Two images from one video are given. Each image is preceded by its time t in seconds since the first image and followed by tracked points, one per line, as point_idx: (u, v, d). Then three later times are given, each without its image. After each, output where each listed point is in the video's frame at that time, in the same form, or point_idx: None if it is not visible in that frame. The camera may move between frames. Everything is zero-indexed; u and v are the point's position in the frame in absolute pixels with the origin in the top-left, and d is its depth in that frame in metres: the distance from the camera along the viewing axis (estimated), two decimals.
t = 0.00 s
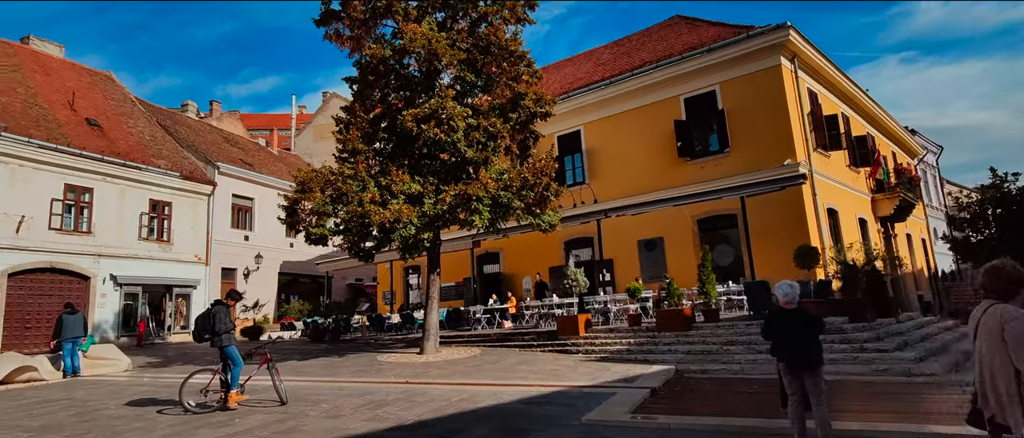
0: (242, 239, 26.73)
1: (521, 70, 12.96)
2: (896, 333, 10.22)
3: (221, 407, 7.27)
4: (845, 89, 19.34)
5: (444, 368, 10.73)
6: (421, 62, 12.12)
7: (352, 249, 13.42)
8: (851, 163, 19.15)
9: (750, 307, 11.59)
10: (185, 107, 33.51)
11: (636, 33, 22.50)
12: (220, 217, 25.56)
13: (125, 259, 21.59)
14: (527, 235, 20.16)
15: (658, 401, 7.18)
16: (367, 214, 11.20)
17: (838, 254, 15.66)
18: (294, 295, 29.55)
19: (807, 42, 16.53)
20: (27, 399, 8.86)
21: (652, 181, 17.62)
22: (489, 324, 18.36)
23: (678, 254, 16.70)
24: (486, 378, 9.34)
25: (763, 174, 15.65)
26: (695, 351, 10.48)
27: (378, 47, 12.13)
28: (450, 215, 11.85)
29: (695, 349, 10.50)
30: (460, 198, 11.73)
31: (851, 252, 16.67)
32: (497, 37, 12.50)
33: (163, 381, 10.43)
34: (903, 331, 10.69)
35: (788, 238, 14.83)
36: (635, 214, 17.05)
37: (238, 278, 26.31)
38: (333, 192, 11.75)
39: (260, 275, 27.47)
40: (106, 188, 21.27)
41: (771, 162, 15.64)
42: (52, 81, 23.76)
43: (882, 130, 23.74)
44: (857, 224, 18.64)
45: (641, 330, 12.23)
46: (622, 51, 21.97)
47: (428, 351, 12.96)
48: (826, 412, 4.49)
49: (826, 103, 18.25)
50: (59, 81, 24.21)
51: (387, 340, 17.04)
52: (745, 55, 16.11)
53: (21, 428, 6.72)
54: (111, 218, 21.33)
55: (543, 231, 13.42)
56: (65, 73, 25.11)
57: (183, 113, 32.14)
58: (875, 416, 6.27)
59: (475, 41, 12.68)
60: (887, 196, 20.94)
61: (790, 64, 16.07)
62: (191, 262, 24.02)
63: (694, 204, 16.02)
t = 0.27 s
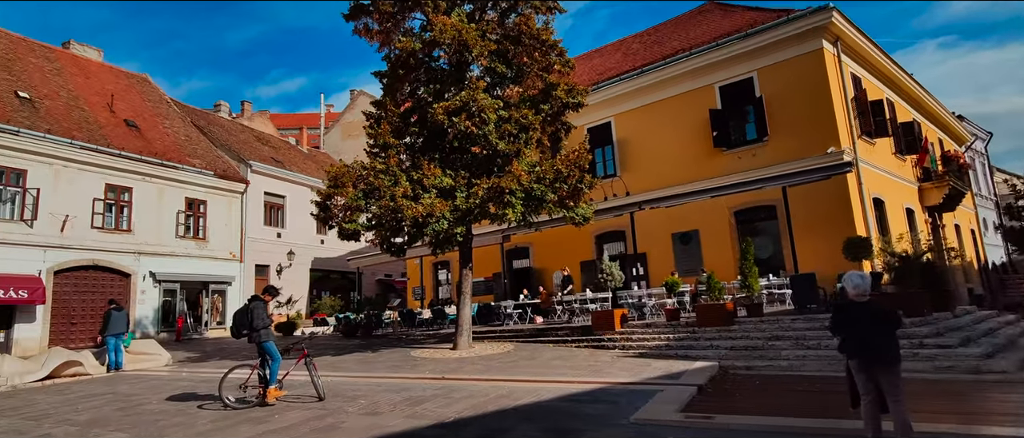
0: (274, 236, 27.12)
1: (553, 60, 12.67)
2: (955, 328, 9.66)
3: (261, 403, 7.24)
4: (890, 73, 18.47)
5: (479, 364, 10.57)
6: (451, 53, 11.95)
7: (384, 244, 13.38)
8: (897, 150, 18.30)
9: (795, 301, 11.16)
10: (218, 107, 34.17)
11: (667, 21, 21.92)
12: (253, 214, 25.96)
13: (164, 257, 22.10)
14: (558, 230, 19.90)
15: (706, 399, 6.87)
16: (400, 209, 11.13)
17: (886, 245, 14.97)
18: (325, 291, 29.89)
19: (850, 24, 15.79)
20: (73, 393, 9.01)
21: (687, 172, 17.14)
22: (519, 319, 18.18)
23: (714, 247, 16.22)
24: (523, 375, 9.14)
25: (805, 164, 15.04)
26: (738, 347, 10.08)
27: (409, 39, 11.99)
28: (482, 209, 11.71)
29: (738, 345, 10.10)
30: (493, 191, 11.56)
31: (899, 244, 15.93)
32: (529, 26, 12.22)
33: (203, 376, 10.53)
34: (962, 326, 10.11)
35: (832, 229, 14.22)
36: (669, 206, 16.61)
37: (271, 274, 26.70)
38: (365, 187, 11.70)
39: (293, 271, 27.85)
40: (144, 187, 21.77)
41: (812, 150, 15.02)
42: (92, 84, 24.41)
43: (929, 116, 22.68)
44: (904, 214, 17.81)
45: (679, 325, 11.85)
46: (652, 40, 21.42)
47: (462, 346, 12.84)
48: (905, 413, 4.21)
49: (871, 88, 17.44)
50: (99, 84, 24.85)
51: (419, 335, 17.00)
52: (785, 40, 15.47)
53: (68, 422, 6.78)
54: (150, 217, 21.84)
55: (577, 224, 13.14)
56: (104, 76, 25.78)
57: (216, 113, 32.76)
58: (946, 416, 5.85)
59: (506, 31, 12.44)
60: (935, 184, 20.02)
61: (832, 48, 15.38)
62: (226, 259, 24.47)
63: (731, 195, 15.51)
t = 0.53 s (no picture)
0: (303, 234, 27.36)
1: (584, 51, 12.34)
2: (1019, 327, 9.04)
3: (294, 402, 7.13)
4: (936, 58, 17.56)
5: (511, 363, 10.33)
6: (480, 46, 11.72)
7: (413, 242, 13.26)
8: (944, 140, 17.42)
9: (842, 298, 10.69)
10: (247, 108, 34.68)
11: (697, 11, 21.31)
12: (282, 213, 26.21)
13: (197, 255, 22.46)
14: (586, 226, 19.55)
15: (756, 402, 6.51)
16: (430, 206, 11.00)
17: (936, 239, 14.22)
18: (353, 289, 30.08)
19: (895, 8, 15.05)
20: (110, 391, 9.07)
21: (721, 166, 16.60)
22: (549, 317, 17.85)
23: (750, 243, 15.71)
24: (558, 375, 8.87)
25: (847, 154, 14.38)
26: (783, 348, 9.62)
27: (436, 33, 11.83)
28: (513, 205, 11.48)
29: (782, 345, 9.64)
30: (523, 186, 11.32)
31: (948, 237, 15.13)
32: (558, 17, 11.90)
33: (236, 374, 10.53)
34: None
35: (878, 222, 13.56)
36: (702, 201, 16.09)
37: (300, 272, 26.95)
38: (394, 183, 11.56)
39: (321, 269, 28.07)
40: (177, 187, 22.15)
41: (856, 141, 14.34)
42: (127, 87, 24.93)
43: (977, 104, 21.58)
44: (952, 207, 16.95)
45: (717, 324, 11.39)
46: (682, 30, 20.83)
47: (492, 345, 12.63)
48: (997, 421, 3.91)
49: (916, 75, 16.60)
50: (133, 87, 25.37)
51: (448, 333, 16.87)
52: (825, 26, 14.82)
53: (105, 420, 6.77)
54: (184, 217, 22.23)
55: (609, 220, 12.80)
56: (138, 79, 26.32)
57: (246, 114, 33.24)
58: None
59: (534, 23, 12.14)
60: (986, 175, 19.18)
61: (877, 33, 14.68)
62: (257, 257, 24.78)
63: (768, 188, 14.94)
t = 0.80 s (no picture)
0: (327, 233, 27.47)
1: (613, 42, 12.00)
2: None
3: (324, 403, 6.97)
4: (980, 45, 16.78)
5: (541, 363, 10.07)
6: (506, 39, 11.47)
7: (439, 239, 13.10)
8: (989, 130, 16.66)
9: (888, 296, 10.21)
10: (271, 109, 35.02)
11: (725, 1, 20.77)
12: (306, 213, 26.34)
13: (223, 254, 22.69)
14: (612, 222, 19.19)
15: (808, 404, 6.16)
16: (457, 202, 10.81)
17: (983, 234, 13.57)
18: (377, 287, 30.13)
19: None
20: (141, 389, 9.06)
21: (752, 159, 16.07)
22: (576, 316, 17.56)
23: (783, 239, 15.22)
24: (592, 375, 8.60)
25: (887, 145, 13.76)
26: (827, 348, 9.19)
27: (461, 27, 11.64)
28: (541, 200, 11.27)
29: (827, 345, 9.21)
30: (552, 181, 11.08)
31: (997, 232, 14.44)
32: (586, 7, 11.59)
33: (264, 372, 10.47)
34: None
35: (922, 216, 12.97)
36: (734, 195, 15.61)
37: (324, 271, 27.07)
38: (421, 179, 11.41)
39: (345, 268, 28.16)
40: (204, 187, 22.39)
41: (897, 131, 13.72)
42: (155, 89, 25.30)
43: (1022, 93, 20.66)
44: (999, 201, 16.18)
45: (755, 322, 10.97)
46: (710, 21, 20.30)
47: (520, 344, 12.40)
48: None
49: (960, 62, 15.87)
50: (161, 88, 25.75)
51: (473, 332, 16.69)
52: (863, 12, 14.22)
53: (136, 420, 6.70)
54: (210, 216, 22.46)
55: (640, 216, 12.47)
56: (165, 81, 26.72)
57: (270, 114, 33.56)
58: None
59: (562, 14, 11.87)
60: None
61: (919, 19, 14.02)
62: (282, 256, 24.94)
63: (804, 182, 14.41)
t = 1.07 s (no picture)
0: (348, 231, 27.52)
1: (641, 31, 11.64)
2: None
3: (354, 403, 6.81)
4: None
5: (571, 362, 9.79)
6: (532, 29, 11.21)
7: (463, 236, 12.92)
8: None
9: (935, 292, 9.74)
10: (292, 108, 35.24)
11: None
12: (328, 211, 26.41)
13: (248, 253, 22.86)
14: (637, 218, 18.80)
15: (863, 408, 5.80)
16: (483, 197, 10.58)
17: None
18: (398, 285, 30.13)
19: None
20: (170, 388, 9.02)
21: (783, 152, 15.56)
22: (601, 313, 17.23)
23: (818, 233, 14.71)
24: (626, 374, 8.31)
25: (929, 135, 13.15)
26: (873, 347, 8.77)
27: (485, 18, 11.39)
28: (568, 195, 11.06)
29: (872, 344, 8.78)
30: (580, 176, 10.84)
31: None
32: None
33: (291, 371, 10.39)
34: None
35: (968, 208, 12.37)
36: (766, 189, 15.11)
37: (347, 268, 27.15)
38: (446, 175, 11.23)
39: (367, 265, 28.19)
40: (228, 186, 22.56)
41: (940, 120, 13.10)
42: (179, 89, 25.59)
43: None
44: None
45: (793, 320, 10.55)
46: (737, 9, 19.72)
47: (548, 342, 12.16)
48: None
49: (1005, 47, 15.12)
50: (185, 89, 26.04)
51: (497, 330, 16.49)
52: None
53: (166, 420, 6.61)
54: (235, 215, 22.62)
55: (670, 210, 12.13)
56: (189, 81, 26.98)
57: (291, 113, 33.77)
58: None
59: (588, 3, 11.55)
60: None
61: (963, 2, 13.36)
62: (305, 254, 25.06)
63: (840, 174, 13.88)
